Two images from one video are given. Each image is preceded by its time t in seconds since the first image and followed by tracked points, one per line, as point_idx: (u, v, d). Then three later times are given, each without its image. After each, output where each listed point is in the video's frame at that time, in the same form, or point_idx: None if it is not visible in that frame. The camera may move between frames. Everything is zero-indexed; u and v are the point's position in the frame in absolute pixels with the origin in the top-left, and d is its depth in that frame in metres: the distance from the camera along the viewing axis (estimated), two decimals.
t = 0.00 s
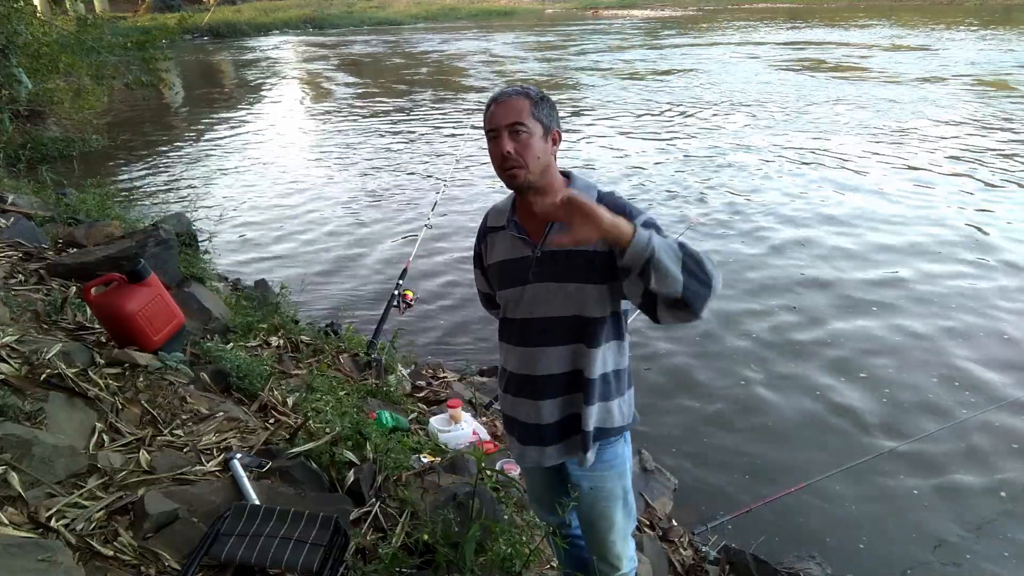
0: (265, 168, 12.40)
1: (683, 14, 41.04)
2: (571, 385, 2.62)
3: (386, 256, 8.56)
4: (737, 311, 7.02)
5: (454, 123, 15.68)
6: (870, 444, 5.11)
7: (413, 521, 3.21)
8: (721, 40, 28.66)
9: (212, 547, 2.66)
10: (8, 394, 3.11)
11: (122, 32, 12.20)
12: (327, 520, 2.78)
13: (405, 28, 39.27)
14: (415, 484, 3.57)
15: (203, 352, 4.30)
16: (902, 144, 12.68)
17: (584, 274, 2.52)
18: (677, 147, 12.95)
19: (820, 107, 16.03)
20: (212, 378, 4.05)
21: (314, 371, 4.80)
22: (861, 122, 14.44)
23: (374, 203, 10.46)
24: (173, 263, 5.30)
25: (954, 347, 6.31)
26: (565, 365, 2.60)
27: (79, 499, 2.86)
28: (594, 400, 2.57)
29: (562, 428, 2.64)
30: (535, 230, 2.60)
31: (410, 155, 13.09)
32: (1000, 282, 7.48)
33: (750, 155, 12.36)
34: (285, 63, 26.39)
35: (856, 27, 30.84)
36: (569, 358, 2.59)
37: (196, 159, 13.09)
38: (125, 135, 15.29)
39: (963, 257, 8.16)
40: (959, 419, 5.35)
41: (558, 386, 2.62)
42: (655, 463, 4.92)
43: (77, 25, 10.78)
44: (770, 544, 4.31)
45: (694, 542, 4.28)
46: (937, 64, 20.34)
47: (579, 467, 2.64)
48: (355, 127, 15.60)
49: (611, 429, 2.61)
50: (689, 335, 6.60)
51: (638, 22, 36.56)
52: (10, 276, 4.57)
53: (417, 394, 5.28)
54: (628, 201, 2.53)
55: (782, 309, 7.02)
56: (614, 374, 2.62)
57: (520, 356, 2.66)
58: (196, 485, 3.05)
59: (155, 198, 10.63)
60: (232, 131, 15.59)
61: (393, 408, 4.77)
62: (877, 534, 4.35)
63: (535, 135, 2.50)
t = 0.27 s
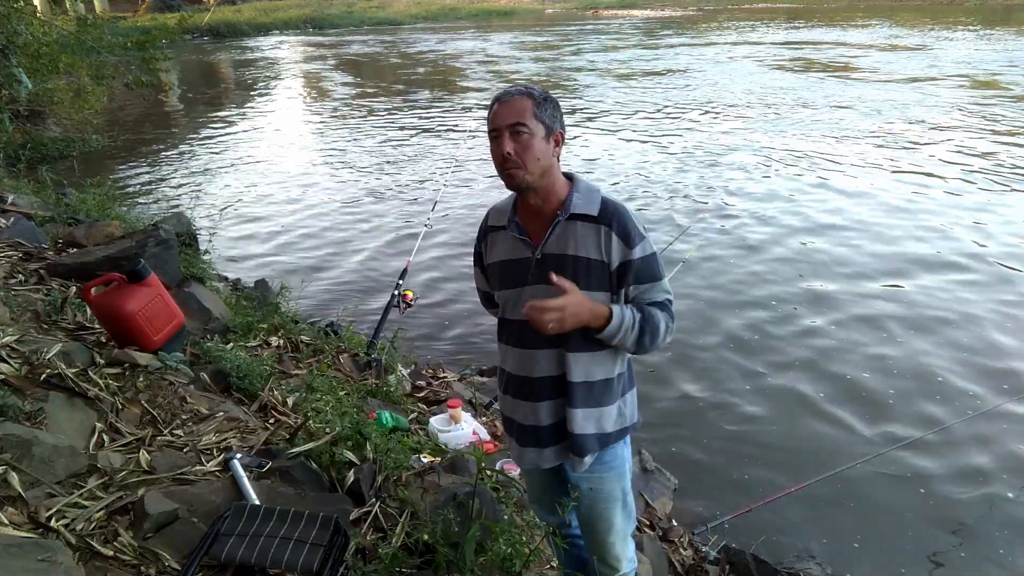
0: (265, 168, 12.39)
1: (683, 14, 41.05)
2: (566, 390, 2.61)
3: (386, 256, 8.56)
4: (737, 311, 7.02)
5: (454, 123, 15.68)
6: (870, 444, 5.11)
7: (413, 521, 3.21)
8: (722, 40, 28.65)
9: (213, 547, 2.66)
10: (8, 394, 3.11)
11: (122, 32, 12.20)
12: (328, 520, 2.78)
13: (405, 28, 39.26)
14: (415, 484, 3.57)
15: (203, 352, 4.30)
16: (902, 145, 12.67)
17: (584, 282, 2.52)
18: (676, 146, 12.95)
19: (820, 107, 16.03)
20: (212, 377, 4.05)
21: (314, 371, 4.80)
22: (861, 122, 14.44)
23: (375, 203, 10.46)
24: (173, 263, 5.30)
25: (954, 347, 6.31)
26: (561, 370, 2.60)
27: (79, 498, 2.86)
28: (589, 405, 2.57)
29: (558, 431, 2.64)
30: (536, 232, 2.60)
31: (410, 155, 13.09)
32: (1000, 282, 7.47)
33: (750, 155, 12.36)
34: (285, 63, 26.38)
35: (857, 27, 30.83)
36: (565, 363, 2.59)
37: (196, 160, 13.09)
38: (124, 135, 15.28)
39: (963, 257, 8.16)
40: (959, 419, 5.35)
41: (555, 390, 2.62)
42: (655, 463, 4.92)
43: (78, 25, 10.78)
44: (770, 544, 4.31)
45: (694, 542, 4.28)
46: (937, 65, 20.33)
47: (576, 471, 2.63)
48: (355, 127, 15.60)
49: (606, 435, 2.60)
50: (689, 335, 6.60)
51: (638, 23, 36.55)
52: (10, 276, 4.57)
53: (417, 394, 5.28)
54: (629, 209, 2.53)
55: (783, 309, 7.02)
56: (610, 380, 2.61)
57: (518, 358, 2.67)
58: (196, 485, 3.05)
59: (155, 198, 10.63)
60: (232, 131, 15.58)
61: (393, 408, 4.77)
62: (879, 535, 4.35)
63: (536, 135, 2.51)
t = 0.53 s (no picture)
0: (265, 168, 12.39)
1: (683, 14, 41.06)
2: (565, 392, 2.61)
3: (386, 256, 8.56)
4: (737, 311, 7.03)
5: (454, 123, 15.68)
6: (871, 444, 5.11)
7: (413, 521, 3.21)
8: (722, 40, 28.65)
9: (212, 547, 2.66)
10: (8, 394, 3.11)
11: (122, 32, 12.20)
12: (327, 520, 2.78)
13: (405, 28, 39.25)
14: (415, 484, 3.57)
15: (203, 352, 4.30)
16: (903, 144, 12.67)
17: (587, 282, 2.53)
18: (677, 147, 12.94)
19: (820, 107, 16.03)
20: (212, 378, 4.05)
21: (314, 371, 4.80)
22: (861, 122, 14.43)
23: (375, 203, 10.46)
24: (173, 263, 5.30)
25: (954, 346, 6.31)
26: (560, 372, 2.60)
27: (79, 499, 2.86)
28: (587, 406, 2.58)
29: (557, 433, 2.65)
30: (538, 233, 2.60)
31: (410, 155, 13.08)
32: (1001, 282, 7.47)
33: (750, 155, 12.36)
34: (285, 63, 26.38)
35: (857, 26, 30.81)
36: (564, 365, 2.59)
37: (197, 160, 13.09)
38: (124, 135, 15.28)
39: (963, 256, 8.16)
40: (959, 418, 5.35)
41: (553, 391, 2.62)
42: (655, 464, 4.92)
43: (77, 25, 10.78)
44: (770, 544, 4.31)
45: (694, 542, 4.28)
46: (937, 65, 20.32)
47: (574, 472, 2.64)
48: (355, 127, 15.60)
49: (605, 436, 2.60)
50: (689, 335, 6.60)
51: (637, 23, 36.54)
52: (10, 276, 4.57)
53: (417, 394, 5.28)
54: (633, 208, 2.54)
55: (783, 309, 7.02)
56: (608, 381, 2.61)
57: (518, 360, 2.67)
58: (196, 485, 3.05)
59: (155, 198, 10.63)
60: (232, 131, 15.58)
61: (393, 407, 4.77)
62: (880, 535, 4.35)
63: (539, 137, 2.52)
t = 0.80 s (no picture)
0: (265, 168, 12.39)
1: (682, 14, 41.09)
2: (566, 392, 2.61)
3: (386, 256, 8.56)
4: (737, 311, 7.03)
5: (454, 123, 15.68)
6: (871, 444, 5.11)
7: (413, 521, 3.21)
8: (722, 40, 28.64)
9: (212, 547, 2.66)
10: (8, 394, 3.11)
11: (122, 32, 12.20)
12: (327, 520, 2.78)
13: (405, 27, 39.25)
14: (415, 484, 3.57)
15: (203, 352, 4.30)
16: (903, 144, 12.66)
17: (589, 283, 2.52)
18: (677, 146, 12.94)
19: (821, 106, 16.02)
20: (212, 378, 4.05)
21: (314, 371, 4.80)
22: (862, 121, 14.43)
23: (375, 203, 10.46)
24: (173, 263, 5.30)
25: (953, 346, 6.31)
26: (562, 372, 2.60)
27: (79, 498, 2.86)
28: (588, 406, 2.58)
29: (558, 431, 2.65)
30: (540, 234, 2.60)
31: (410, 155, 13.08)
32: (1001, 282, 7.46)
33: (750, 154, 12.36)
34: (286, 63, 26.37)
35: (857, 26, 30.80)
36: (565, 365, 2.59)
37: (197, 160, 13.08)
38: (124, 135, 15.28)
39: (963, 256, 8.16)
40: (959, 419, 5.35)
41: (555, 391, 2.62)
42: (655, 464, 4.92)
43: (77, 25, 10.79)
44: (770, 544, 4.31)
45: (694, 542, 4.28)
46: (937, 65, 20.32)
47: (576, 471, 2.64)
48: (356, 127, 15.59)
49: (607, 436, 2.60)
50: (689, 334, 6.60)
51: (637, 23, 36.54)
52: (10, 276, 4.57)
53: (417, 394, 5.28)
54: (633, 209, 2.54)
55: (783, 309, 7.02)
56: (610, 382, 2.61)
57: (520, 360, 2.67)
58: (195, 485, 3.05)
59: (155, 198, 10.63)
60: (232, 131, 15.57)
61: (393, 408, 4.77)
62: (883, 536, 4.34)
63: (542, 137, 2.52)
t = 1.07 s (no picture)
0: (265, 168, 12.39)
1: (683, 14, 41.10)
2: (570, 389, 2.61)
3: (386, 256, 8.56)
4: (738, 310, 7.03)
5: (454, 122, 15.68)
6: (870, 444, 5.11)
7: (413, 521, 3.21)
8: (722, 40, 28.64)
9: (212, 547, 2.66)
10: (8, 394, 3.11)
11: (122, 32, 12.20)
12: (327, 520, 2.78)
13: (405, 27, 39.25)
14: (415, 484, 3.57)
15: (203, 352, 4.30)
16: (903, 144, 12.66)
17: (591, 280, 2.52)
18: (677, 146, 12.94)
19: (821, 106, 16.02)
20: (212, 378, 4.05)
21: (314, 371, 4.80)
22: (862, 121, 14.43)
23: (375, 203, 10.46)
24: (173, 263, 5.30)
25: (954, 345, 6.31)
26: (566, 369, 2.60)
27: (79, 499, 2.86)
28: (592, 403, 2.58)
29: (562, 429, 2.65)
30: (544, 231, 2.60)
31: (410, 155, 13.08)
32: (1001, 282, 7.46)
33: (750, 154, 12.36)
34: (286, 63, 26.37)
35: (856, 26, 30.81)
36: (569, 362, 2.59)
37: (197, 160, 13.08)
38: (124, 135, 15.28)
39: (963, 255, 8.17)
40: (959, 419, 5.35)
41: (559, 388, 2.62)
42: (655, 464, 4.92)
43: (77, 25, 10.78)
44: (770, 544, 4.31)
45: (694, 542, 4.28)
46: (937, 65, 20.33)
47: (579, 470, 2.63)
48: (356, 127, 15.59)
49: (611, 433, 2.60)
50: (689, 335, 6.60)
51: (637, 23, 36.55)
52: (10, 276, 4.57)
53: (417, 394, 5.28)
54: (636, 206, 2.53)
55: (784, 309, 7.02)
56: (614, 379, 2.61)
57: (524, 358, 2.66)
58: (195, 485, 3.05)
59: (155, 198, 10.63)
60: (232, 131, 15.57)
61: (393, 407, 4.77)
62: (884, 536, 4.34)
63: (549, 135, 2.53)
